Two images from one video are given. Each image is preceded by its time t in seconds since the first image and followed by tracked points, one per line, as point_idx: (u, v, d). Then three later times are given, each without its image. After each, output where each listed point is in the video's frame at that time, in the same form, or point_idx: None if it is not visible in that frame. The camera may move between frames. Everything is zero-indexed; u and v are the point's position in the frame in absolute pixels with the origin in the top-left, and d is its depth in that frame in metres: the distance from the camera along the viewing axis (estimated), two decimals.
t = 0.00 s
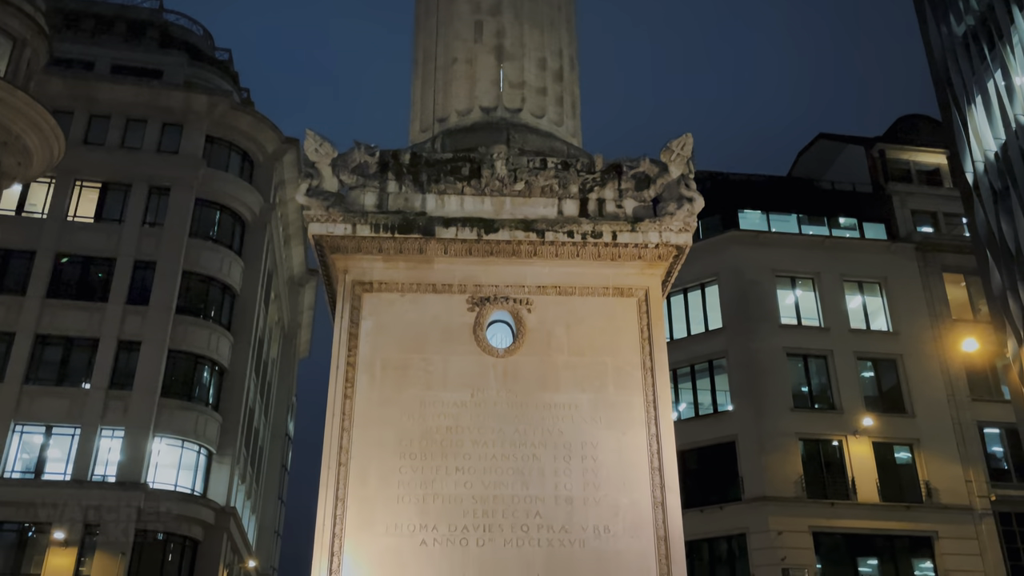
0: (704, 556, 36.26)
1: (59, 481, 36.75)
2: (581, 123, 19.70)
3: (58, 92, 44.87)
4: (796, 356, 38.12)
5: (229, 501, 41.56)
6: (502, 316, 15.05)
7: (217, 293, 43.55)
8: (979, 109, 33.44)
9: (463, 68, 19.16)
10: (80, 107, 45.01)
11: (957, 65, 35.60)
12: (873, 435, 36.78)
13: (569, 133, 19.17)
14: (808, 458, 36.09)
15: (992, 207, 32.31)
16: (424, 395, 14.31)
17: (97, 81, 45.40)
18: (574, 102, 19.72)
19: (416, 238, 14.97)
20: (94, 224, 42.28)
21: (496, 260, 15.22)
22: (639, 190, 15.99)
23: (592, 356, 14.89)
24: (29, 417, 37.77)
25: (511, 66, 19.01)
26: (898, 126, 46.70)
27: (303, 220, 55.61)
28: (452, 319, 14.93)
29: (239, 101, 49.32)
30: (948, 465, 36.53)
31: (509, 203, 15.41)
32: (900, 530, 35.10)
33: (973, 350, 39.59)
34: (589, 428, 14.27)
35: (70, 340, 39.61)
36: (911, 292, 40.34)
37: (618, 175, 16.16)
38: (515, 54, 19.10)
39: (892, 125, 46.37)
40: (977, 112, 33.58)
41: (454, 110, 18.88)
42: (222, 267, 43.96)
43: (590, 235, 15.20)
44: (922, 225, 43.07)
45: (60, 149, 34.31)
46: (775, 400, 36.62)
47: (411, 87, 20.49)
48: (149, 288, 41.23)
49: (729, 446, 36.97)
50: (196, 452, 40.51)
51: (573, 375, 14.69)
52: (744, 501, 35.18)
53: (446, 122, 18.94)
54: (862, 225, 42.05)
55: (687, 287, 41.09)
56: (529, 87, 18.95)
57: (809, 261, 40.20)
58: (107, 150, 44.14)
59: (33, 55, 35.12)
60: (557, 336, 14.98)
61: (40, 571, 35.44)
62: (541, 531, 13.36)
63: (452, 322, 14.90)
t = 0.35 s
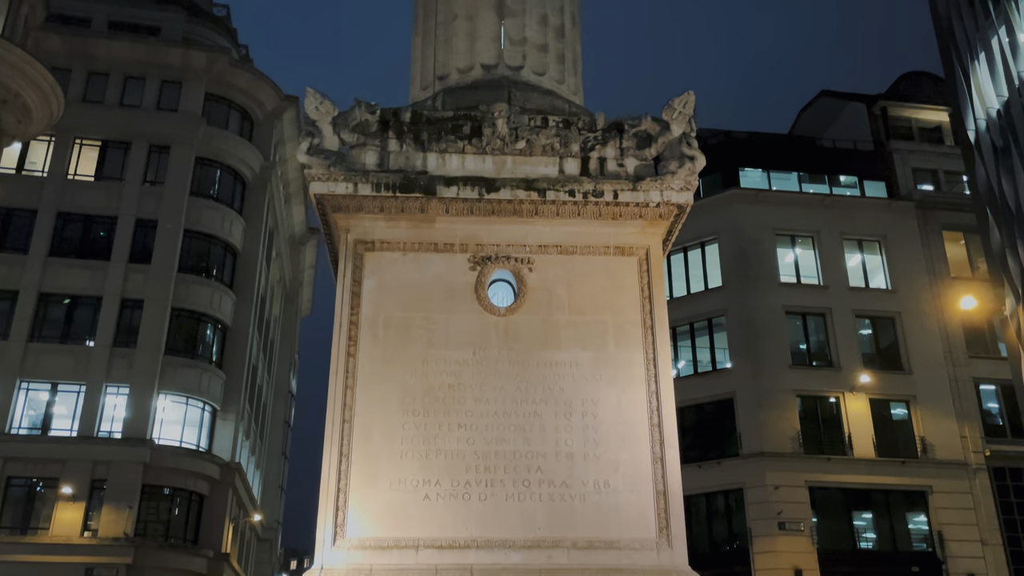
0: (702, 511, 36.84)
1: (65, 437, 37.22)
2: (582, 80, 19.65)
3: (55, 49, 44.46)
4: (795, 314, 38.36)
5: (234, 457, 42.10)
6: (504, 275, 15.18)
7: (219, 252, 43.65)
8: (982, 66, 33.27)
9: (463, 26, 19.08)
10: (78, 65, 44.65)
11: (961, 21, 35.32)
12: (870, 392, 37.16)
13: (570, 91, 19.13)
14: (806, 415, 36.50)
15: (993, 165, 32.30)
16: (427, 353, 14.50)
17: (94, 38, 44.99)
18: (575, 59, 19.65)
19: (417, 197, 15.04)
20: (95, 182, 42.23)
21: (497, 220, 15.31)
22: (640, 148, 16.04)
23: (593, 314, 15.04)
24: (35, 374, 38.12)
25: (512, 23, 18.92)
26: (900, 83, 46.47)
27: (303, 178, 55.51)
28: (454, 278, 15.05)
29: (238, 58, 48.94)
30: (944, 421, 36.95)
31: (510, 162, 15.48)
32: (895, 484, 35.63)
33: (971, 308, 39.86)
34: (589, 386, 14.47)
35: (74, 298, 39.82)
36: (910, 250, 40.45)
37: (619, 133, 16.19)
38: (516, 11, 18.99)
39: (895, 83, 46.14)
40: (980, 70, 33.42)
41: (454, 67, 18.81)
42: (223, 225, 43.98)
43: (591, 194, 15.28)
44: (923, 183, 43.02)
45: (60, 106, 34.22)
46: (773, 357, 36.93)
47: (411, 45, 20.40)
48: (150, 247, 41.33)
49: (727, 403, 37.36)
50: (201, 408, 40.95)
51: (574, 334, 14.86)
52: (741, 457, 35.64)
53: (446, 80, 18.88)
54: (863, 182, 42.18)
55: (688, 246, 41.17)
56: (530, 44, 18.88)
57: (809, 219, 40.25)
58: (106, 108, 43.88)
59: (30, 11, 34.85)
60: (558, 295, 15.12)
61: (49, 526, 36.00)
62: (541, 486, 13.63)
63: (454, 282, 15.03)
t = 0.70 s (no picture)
0: (701, 467, 37.31)
1: (72, 394, 37.57)
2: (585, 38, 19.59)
3: (53, 5, 43.99)
4: (796, 272, 38.50)
5: (239, 414, 42.57)
6: (507, 235, 15.29)
7: (221, 210, 43.67)
8: (986, 23, 32.99)
9: None
10: (77, 21, 44.23)
11: None
12: (868, 350, 37.45)
13: (573, 49, 19.07)
14: (804, 372, 36.84)
15: (996, 123, 32.23)
16: (430, 312, 14.67)
17: None
18: (578, 17, 19.57)
19: (420, 156, 15.08)
20: (96, 140, 42.09)
21: (500, 179, 15.39)
22: (643, 107, 16.05)
23: (595, 273, 15.18)
24: (40, 332, 38.39)
25: None
26: (905, 40, 46.11)
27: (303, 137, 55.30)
28: (457, 237, 15.17)
29: (237, 14, 48.47)
30: (941, 378, 37.29)
31: (513, 121, 15.51)
32: (891, 440, 36.07)
33: (971, 267, 40.00)
34: (591, 344, 14.67)
35: (77, 256, 39.94)
36: (911, 208, 40.48)
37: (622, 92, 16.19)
38: None
39: (899, 40, 45.79)
40: (984, 27, 33.16)
41: (457, 25, 18.73)
42: (224, 183, 43.92)
43: (594, 153, 15.31)
44: (925, 140, 42.87)
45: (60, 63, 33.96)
46: (773, 316, 37.16)
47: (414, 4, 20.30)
48: (153, 205, 41.35)
49: (727, 360, 37.65)
50: (205, 366, 41.28)
51: (576, 292, 15.02)
52: (740, 413, 36.05)
53: (448, 38, 18.82)
54: (865, 140, 42.00)
55: (689, 204, 41.19)
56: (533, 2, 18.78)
57: (811, 177, 40.22)
58: (105, 65, 43.56)
59: None
60: (560, 254, 15.24)
61: (57, 480, 36.46)
62: (544, 443, 13.90)
63: (458, 241, 15.15)
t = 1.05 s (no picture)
0: (700, 423, 37.76)
1: (78, 351, 37.86)
2: None
3: None
4: (796, 231, 38.60)
5: (244, 371, 42.99)
6: (511, 194, 15.40)
7: (223, 168, 43.63)
8: None
9: None
10: None
11: None
12: (867, 308, 37.70)
13: (577, 6, 18.98)
14: (803, 330, 37.13)
15: (1001, 81, 32.06)
16: (435, 272, 14.82)
17: None
18: None
19: (423, 115, 15.12)
20: (96, 98, 41.89)
21: (503, 138, 15.46)
22: (647, 66, 16.06)
23: (598, 232, 15.30)
24: (45, 289, 38.60)
25: None
26: None
27: (304, 94, 55.02)
28: (461, 197, 15.27)
29: None
30: (939, 336, 37.60)
31: (516, 79, 15.54)
32: (889, 397, 36.49)
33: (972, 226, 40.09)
34: (594, 303, 14.85)
35: (81, 214, 39.99)
36: (913, 166, 40.46)
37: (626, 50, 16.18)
38: None
39: None
40: None
41: None
42: (225, 140, 43.79)
43: (598, 112, 15.33)
44: (928, 98, 42.69)
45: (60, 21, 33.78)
46: (773, 274, 37.33)
47: None
48: (154, 163, 41.29)
49: (727, 318, 37.91)
50: (210, 323, 41.55)
51: (579, 252, 15.16)
52: (739, 371, 36.40)
53: None
54: (868, 98, 41.87)
55: (691, 163, 41.16)
56: None
57: (813, 136, 40.16)
58: (105, 21, 43.16)
59: None
60: (563, 213, 15.34)
61: (66, 436, 36.93)
62: (547, 400, 14.14)
63: (461, 200, 15.25)
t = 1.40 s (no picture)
0: (699, 381, 38.13)
1: (83, 309, 38.11)
2: None
3: None
4: (797, 190, 38.61)
5: (247, 328, 43.32)
6: (513, 154, 15.50)
7: (224, 126, 43.53)
8: None
9: None
10: None
11: None
12: (867, 267, 37.89)
13: None
14: (803, 289, 37.35)
15: (1005, 38, 31.86)
16: (438, 231, 14.95)
17: None
18: None
19: (426, 73, 15.13)
20: (95, 55, 41.61)
21: (505, 97, 15.51)
22: (650, 24, 16.03)
23: (600, 192, 15.41)
24: (49, 248, 38.71)
25: None
26: None
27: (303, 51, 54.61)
28: (464, 156, 15.35)
29: None
30: (938, 294, 37.83)
31: (519, 37, 15.54)
32: (886, 355, 36.85)
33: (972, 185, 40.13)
34: (596, 262, 15.01)
35: (82, 173, 39.96)
36: (914, 124, 40.36)
37: (629, 8, 16.15)
38: None
39: None
40: None
41: None
42: (225, 98, 43.58)
43: (601, 70, 15.33)
44: (932, 56, 42.42)
45: None
46: (773, 233, 37.43)
47: None
48: (155, 121, 41.18)
49: (727, 277, 38.10)
50: (213, 282, 41.77)
51: (581, 211, 15.28)
52: (739, 329, 36.68)
53: None
54: (872, 56, 41.47)
55: (693, 122, 41.06)
56: None
57: (815, 94, 40.00)
58: None
59: None
60: (565, 173, 15.43)
61: (73, 392, 37.31)
62: (549, 358, 14.37)
63: (463, 159, 15.33)
